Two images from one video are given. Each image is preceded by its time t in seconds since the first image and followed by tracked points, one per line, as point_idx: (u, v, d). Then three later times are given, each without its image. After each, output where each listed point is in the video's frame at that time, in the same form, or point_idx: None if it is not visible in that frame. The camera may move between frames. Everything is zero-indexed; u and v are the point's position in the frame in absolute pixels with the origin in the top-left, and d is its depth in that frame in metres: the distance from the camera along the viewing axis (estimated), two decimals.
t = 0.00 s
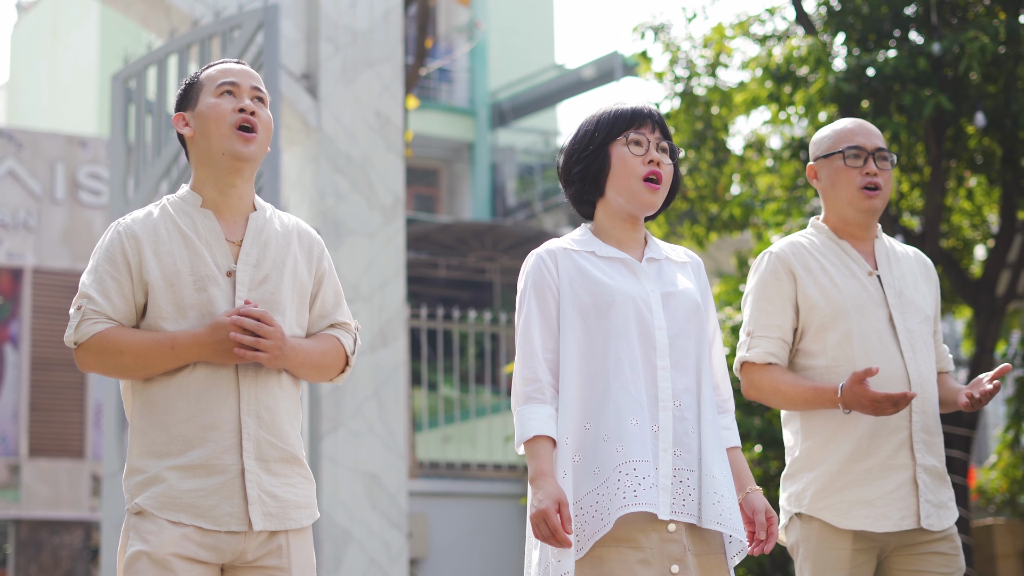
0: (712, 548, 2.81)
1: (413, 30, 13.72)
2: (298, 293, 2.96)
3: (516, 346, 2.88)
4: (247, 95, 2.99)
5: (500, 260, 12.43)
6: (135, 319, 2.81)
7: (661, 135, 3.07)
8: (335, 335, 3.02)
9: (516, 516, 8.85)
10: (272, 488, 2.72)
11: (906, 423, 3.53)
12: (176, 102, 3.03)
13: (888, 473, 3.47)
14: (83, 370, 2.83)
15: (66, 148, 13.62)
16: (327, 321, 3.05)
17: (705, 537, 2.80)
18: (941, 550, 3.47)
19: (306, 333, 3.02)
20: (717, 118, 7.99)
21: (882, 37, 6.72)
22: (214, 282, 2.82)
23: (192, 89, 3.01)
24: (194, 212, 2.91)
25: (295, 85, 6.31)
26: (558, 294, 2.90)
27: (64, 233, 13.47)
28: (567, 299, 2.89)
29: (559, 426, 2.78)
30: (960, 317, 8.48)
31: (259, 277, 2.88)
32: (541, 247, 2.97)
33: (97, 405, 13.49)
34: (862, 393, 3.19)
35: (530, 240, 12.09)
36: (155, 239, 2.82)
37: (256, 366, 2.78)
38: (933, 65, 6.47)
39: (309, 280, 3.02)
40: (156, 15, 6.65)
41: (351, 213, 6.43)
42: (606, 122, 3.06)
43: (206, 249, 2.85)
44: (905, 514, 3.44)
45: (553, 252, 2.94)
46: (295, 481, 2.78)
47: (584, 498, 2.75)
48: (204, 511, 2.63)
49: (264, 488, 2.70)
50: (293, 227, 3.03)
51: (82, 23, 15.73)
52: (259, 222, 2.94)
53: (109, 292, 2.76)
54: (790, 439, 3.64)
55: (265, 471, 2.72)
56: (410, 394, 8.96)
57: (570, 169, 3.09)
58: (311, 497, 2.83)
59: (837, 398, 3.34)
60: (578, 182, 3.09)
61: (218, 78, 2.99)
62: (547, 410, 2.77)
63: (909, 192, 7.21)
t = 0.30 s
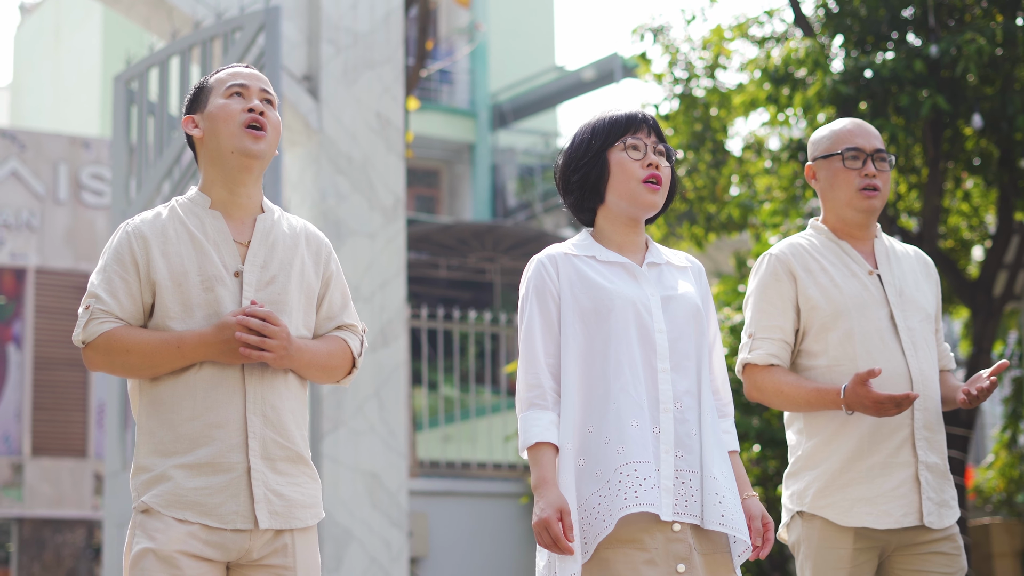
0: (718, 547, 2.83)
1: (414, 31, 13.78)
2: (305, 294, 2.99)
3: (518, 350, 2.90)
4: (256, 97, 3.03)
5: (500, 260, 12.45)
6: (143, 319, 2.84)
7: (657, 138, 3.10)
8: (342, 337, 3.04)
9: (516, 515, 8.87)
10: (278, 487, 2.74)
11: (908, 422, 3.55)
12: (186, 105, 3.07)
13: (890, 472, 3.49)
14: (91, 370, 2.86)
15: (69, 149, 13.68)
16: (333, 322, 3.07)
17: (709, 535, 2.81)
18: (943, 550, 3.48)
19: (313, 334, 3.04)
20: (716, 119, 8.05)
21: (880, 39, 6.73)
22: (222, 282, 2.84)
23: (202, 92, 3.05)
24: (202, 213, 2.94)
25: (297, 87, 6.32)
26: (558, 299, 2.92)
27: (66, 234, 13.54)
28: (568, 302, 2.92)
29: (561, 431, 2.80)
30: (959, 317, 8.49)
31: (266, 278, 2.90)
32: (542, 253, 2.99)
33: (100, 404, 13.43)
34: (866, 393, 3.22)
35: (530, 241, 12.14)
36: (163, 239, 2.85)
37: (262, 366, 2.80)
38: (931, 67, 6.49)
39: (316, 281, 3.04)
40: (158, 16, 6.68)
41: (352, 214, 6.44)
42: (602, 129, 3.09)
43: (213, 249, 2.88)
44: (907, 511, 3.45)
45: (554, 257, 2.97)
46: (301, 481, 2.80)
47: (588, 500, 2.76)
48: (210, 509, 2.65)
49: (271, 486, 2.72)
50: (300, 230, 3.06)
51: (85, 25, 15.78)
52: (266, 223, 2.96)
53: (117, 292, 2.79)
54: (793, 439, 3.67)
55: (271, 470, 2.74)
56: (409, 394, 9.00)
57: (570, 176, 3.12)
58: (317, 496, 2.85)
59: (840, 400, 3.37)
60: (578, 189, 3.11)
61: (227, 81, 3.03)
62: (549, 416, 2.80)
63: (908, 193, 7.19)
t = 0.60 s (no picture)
0: (711, 548, 2.84)
1: (415, 34, 13.85)
2: (313, 299, 3.01)
3: (521, 347, 2.92)
4: (268, 103, 3.05)
5: (501, 261, 12.45)
6: (151, 321, 2.86)
7: (656, 144, 3.10)
8: (349, 343, 3.06)
9: (516, 515, 8.89)
10: (283, 489, 2.76)
11: (914, 422, 3.56)
12: (198, 109, 3.09)
13: (896, 472, 3.50)
14: (99, 370, 2.88)
15: (72, 151, 13.68)
16: (340, 329, 3.09)
17: (704, 537, 2.83)
18: (949, 552, 3.49)
19: (321, 339, 3.06)
20: (715, 121, 8.08)
21: (879, 42, 6.76)
22: (230, 286, 2.87)
23: (214, 97, 3.08)
24: (212, 217, 2.96)
25: (299, 90, 6.34)
26: (561, 297, 2.95)
27: (69, 236, 13.57)
28: (570, 301, 2.94)
29: (560, 428, 2.82)
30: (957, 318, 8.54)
31: (275, 283, 2.92)
32: (546, 251, 3.01)
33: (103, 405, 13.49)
34: (867, 400, 3.25)
35: (531, 243, 12.18)
36: (172, 242, 2.87)
37: (269, 369, 2.83)
38: (928, 70, 6.57)
39: (324, 287, 3.07)
40: (160, 20, 6.70)
41: (354, 216, 6.45)
42: (601, 138, 3.08)
43: (222, 252, 2.90)
44: (912, 511, 3.47)
45: (558, 255, 2.99)
46: (306, 484, 2.82)
47: (586, 498, 2.79)
48: (215, 511, 2.67)
49: (275, 488, 2.74)
50: (309, 236, 3.08)
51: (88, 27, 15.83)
52: (276, 229, 2.98)
53: (126, 293, 2.81)
54: (800, 441, 3.69)
55: (276, 472, 2.76)
56: (411, 395, 9.03)
57: (571, 184, 3.14)
58: (322, 499, 2.87)
59: (844, 403, 3.39)
60: (579, 198, 3.13)
61: (240, 87, 3.05)
62: (548, 414, 2.82)
63: (906, 195, 7.19)
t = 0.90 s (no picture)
0: (710, 549, 2.86)
1: (416, 36, 13.90)
2: (319, 297, 3.03)
3: (525, 349, 2.94)
4: (275, 106, 3.08)
5: (502, 262, 12.45)
6: (157, 317, 2.88)
7: (663, 153, 3.10)
8: (355, 341, 3.08)
9: (516, 516, 8.91)
10: (285, 487, 2.78)
11: (916, 419, 3.58)
12: (205, 112, 3.12)
13: (898, 468, 3.52)
14: (105, 365, 2.90)
15: (76, 153, 13.68)
16: (346, 327, 3.12)
17: (704, 538, 2.85)
18: (952, 550, 3.51)
19: (326, 337, 3.08)
20: (714, 123, 8.12)
21: (877, 44, 6.80)
22: (236, 282, 2.89)
23: (221, 100, 3.10)
24: (219, 216, 2.98)
25: (300, 92, 6.36)
26: (566, 301, 2.97)
27: (72, 237, 13.53)
28: (574, 304, 2.96)
29: (567, 429, 2.84)
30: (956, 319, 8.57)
31: (280, 280, 2.95)
32: (549, 255, 3.03)
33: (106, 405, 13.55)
34: (874, 394, 3.27)
35: (532, 243, 12.23)
36: (179, 239, 2.89)
37: (274, 365, 2.85)
38: (926, 73, 6.57)
39: (330, 285, 3.09)
40: (164, 22, 6.73)
41: (355, 217, 6.46)
42: (610, 148, 3.07)
43: (229, 249, 2.93)
44: (916, 507, 3.49)
45: (562, 259, 3.01)
46: (307, 482, 2.84)
47: (590, 498, 2.81)
48: (217, 506, 2.69)
49: (276, 485, 2.77)
50: (316, 236, 3.10)
51: (91, 29, 15.84)
52: (282, 227, 3.01)
53: (132, 288, 2.84)
54: (803, 438, 3.70)
55: (278, 469, 2.78)
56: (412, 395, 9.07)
57: (577, 192, 3.13)
58: (322, 499, 2.89)
59: (846, 398, 3.41)
60: (585, 205, 3.13)
61: (247, 89, 3.08)
62: (555, 414, 2.84)
63: (904, 197, 7.22)
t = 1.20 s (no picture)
0: (715, 551, 2.89)
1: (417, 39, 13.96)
2: (322, 302, 3.06)
3: (526, 361, 2.96)
4: (292, 119, 3.10)
5: (502, 263, 12.54)
6: (162, 320, 2.90)
7: (668, 164, 3.13)
8: (357, 346, 3.11)
9: (517, 516, 8.90)
10: (290, 488, 2.81)
11: (913, 422, 3.60)
12: (218, 111, 3.11)
13: (896, 470, 3.54)
14: (110, 368, 2.92)
15: (79, 155, 13.70)
16: (349, 332, 3.14)
17: (707, 541, 2.87)
18: (950, 550, 3.53)
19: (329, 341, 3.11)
20: (714, 125, 8.18)
21: (876, 47, 6.82)
22: (241, 286, 2.92)
23: (238, 101, 3.09)
24: (225, 222, 3.01)
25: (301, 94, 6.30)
26: (565, 310, 2.99)
27: (75, 238, 13.57)
28: (573, 314, 2.98)
29: (569, 439, 2.86)
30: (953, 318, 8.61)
31: (285, 285, 2.97)
32: (547, 264, 3.06)
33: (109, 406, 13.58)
34: (873, 399, 3.31)
35: (533, 245, 12.28)
36: (185, 243, 2.91)
37: (279, 369, 2.87)
38: (923, 75, 6.65)
39: (333, 291, 3.12)
40: (166, 24, 6.76)
41: (356, 218, 6.43)
42: (618, 156, 3.09)
43: (235, 254, 2.95)
44: (912, 509, 3.51)
45: (559, 268, 3.03)
46: (312, 484, 2.87)
47: (593, 506, 2.82)
48: (224, 507, 2.71)
49: (283, 486, 2.79)
50: (319, 243, 3.13)
51: (94, 32, 15.88)
52: (287, 234, 3.04)
53: (138, 292, 2.85)
54: (800, 440, 3.72)
55: (284, 470, 2.81)
56: (413, 395, 9.10)
57: (579, 197, 3.15)
58: (327, 500, 2.91)
59: (845, 404, 3.45)
60: (586, 210, 3.15)
61: (266, 98, 3.08)
62: (558, 425, 2.86)
63: (902, 198, 7.29)
